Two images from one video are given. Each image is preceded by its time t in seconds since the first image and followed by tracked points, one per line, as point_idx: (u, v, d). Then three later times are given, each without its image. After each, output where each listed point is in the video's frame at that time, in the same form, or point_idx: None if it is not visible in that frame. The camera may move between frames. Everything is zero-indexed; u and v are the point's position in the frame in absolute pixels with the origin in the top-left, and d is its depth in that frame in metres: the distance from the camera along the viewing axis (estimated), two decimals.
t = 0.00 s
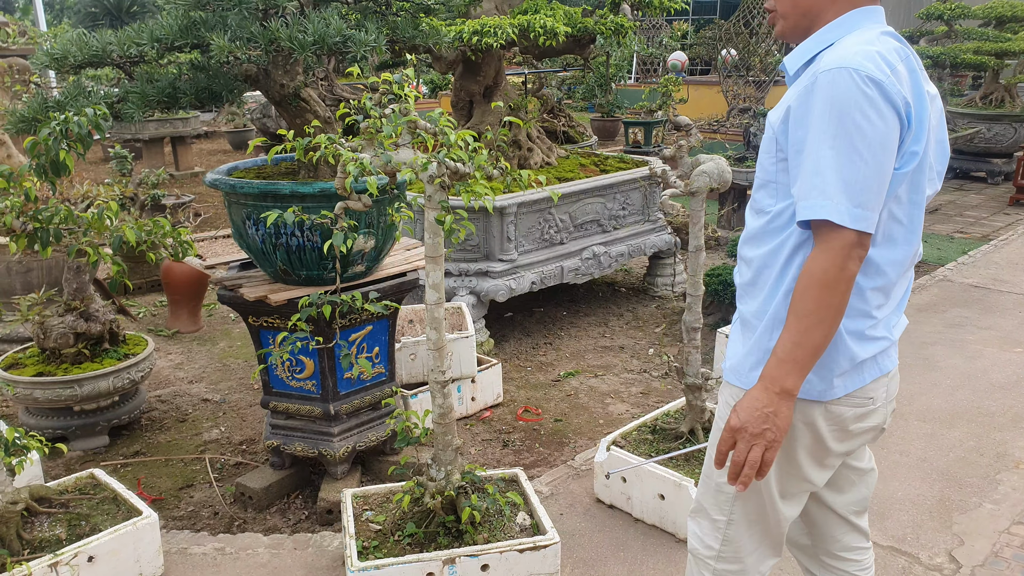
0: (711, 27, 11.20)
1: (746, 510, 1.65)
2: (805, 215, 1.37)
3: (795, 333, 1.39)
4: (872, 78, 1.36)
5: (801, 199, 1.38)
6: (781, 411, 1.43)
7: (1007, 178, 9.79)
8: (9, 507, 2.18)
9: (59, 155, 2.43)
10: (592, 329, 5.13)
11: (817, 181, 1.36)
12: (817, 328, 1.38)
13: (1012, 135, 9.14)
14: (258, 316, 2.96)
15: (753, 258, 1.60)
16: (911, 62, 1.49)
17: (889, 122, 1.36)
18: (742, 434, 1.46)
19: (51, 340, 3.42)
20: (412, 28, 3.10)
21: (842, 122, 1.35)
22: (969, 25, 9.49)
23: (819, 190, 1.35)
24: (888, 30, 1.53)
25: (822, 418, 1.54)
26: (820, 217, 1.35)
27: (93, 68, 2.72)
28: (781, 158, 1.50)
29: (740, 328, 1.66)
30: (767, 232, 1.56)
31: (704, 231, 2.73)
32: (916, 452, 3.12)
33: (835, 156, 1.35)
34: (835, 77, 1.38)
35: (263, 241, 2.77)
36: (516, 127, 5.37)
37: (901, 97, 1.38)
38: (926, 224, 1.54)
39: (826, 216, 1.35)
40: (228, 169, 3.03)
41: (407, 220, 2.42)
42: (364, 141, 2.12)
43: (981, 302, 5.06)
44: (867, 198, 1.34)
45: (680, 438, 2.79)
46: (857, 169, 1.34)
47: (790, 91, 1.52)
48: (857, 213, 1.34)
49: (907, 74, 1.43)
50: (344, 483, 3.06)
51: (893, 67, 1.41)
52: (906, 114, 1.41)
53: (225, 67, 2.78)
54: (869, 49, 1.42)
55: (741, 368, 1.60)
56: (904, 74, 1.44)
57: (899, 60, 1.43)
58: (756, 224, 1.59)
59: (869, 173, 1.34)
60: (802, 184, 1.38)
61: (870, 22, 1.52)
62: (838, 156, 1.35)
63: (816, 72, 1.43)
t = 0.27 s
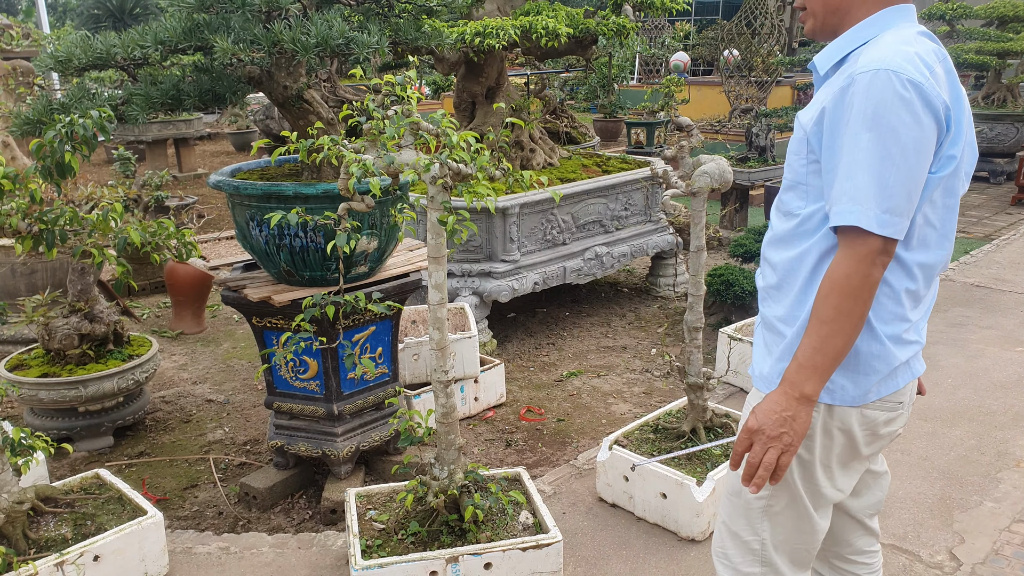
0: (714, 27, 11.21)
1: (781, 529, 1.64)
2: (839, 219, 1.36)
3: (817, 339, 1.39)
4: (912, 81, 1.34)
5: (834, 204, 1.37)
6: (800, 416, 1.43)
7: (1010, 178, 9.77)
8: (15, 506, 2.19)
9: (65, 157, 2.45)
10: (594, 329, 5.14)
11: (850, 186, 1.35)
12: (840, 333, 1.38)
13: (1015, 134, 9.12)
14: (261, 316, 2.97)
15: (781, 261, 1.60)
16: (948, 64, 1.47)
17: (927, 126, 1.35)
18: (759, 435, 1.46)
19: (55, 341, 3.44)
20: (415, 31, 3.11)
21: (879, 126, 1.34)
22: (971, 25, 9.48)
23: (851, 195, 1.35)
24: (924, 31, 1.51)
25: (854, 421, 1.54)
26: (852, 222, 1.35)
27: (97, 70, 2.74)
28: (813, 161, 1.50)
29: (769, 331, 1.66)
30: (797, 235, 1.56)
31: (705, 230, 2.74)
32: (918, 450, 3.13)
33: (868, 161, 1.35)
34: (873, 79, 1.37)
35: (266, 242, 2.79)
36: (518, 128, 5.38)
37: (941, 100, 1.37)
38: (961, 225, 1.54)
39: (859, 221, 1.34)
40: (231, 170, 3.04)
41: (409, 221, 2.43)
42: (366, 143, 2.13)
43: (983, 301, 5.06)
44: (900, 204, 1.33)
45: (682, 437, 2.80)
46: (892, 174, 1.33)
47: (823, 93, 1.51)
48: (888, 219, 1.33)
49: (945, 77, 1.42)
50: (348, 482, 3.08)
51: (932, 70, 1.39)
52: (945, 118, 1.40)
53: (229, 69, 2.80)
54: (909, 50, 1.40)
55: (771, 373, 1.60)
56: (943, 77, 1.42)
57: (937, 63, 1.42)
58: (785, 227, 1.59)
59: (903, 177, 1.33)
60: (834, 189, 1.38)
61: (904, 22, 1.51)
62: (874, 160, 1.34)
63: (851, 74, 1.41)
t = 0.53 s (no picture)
0: (715, 27, 11.22)
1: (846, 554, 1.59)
2: (887, 243, 1.28)
3: (873, 373, 1.32)
4: (959, 94, 1.27)
5: (881, 227, 1.29)
6: (864, 454, 1.37)
7: (1011, 178, 9.77)
8: (19, 506, 2.20)
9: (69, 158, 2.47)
10: (596, 329, 5.15)
11: (899, 208, 1.27)
12: (894, 364, 1.32)
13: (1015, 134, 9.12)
14: (264, 317, 2.98)
15: (801, 274, 1.50)
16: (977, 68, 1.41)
17: (972, 142, 1.29)
18: (829, 482, 1.39)
19: (58, 342, 3.45)
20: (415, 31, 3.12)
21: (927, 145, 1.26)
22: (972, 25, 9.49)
23: (902, 219, 1.26)
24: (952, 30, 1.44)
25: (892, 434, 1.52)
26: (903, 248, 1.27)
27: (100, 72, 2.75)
28: (841, 172, 1.40)
29: (783, 347, 1.58)
30: (819, 249, 1.47)
31: (706, 230, 2.74)
32: (918, 449, 3.13)
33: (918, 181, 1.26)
34: (919, 91, 1.28)
35: (269, 242, 2.80)
36: (520, 128, 5.39)
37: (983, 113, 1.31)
38: (981, 238, 1.51)
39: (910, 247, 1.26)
40: (234, 171, 3.06)
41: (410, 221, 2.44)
42: (368, 143, 2.14)
43: (983, 301, 5.06)
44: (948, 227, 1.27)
45: (683, 435, 2.80)
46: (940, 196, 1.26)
47: (853, 98, 1.40)
48: (937, 242, 1.26)
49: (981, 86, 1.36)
50: (350, 482, 3.09)
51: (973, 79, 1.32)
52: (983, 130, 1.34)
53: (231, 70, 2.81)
54: (949, 57, 1.32)
55: (798, 397, 1.52)
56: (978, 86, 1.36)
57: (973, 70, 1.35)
58: (803, 239, 1.49)
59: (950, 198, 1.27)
60: (879, 209, 1.29)
61: (932, 24, 1.42)
62: (924, 181, 1.26)
63: (893, 83, 1.31)
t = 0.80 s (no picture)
0: (716, 28, 11.25)
1: None
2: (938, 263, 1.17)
3: (930, 398, 1.20)
4: (1008, 99, 1.16)
5: (931, 244, 1.17)
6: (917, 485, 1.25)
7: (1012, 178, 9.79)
8: (24, 499, 2.22)
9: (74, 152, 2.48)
10: (597, 327, 5.16)
11: (950, 225, 1.16)
12: (952, 391, 1.20)
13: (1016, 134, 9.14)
14: (267, 313, 2.99)
15: (829, 290, 1.39)
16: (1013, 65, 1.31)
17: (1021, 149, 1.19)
18: (888, 521, 1.26)
19: (62, 338, 3.47)
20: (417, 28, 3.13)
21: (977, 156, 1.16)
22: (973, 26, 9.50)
23: (954, 236, 1.16)
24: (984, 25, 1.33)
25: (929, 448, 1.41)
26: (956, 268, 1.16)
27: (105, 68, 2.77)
28: (874, 183, 1.29)
29: (808, 364, 1.47)
30: (848, 262, 1.36)
31: (707, 227, 2.75)
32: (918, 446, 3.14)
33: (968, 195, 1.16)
34: (965, 98, 1.17)
35: (272, 238, 2.81)
36: (522, 127, 5.40)
37: None
38: (1020, 242, 1.42)
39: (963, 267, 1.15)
40: (238, 167, 3.08)
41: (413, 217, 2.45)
42: (371, 139, 2.15)
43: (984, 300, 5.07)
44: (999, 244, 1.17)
45: (684, 431, 2.81)
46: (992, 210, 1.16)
47: (886, 101, 1.29)
48: (990, 258, 1.16)
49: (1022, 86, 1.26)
50: (352, 477, 3.10)
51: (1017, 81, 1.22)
52: None
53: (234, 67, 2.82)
54: (992, 58, 1.21)
55: (830, 422, 1.41)
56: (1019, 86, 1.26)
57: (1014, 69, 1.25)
58: (831, 252, 1.39)
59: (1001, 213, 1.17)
60: (925, 225, 1.18)
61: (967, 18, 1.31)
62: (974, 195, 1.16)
63: (935, 88, 1.20)
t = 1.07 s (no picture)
0: (719, 30, 11.26)
1: None
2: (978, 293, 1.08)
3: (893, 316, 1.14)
4: None
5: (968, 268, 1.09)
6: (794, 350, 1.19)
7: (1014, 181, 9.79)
8: (28, 497, 2.22)
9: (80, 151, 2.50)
10: (599, 329, 5.16)
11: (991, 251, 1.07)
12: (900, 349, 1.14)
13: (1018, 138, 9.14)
14: (270, 313, 3.00)
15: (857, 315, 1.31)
16: None
17: None
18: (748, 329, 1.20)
19: (65, 337, 3.48)
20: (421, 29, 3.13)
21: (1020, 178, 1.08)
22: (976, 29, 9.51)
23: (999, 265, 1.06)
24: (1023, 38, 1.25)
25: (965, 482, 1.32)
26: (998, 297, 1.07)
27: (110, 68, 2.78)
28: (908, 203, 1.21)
29: (831, 391, 1.39)
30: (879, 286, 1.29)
31: (709, 229, 2.76)
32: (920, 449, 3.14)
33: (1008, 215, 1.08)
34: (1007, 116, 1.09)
35: (275, 238, 2.82)
36: (524, 128, 5.40)
37: None
38: None
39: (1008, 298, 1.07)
40: (241, 168, 3.09)
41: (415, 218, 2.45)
42: (375, 139, 2.16)
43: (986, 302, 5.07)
44: None
45: (686, 433, 2.82)
46: None
47: (919, 118, 1.22)
48: None
49: None
50: (354, 478, 3.10)
51: None
52: None
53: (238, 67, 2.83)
54: None
55: (858, 453, 1.33)
56: None
57: None
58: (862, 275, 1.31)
59: None
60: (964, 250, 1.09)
61: (999, 28, 1.23)
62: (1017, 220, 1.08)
63: (973, 105, 1.13)
